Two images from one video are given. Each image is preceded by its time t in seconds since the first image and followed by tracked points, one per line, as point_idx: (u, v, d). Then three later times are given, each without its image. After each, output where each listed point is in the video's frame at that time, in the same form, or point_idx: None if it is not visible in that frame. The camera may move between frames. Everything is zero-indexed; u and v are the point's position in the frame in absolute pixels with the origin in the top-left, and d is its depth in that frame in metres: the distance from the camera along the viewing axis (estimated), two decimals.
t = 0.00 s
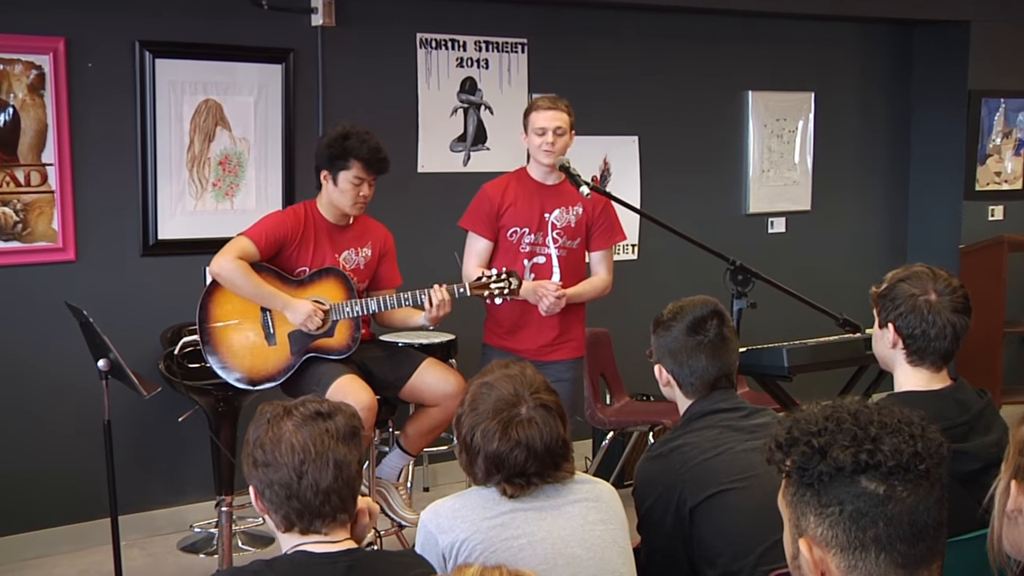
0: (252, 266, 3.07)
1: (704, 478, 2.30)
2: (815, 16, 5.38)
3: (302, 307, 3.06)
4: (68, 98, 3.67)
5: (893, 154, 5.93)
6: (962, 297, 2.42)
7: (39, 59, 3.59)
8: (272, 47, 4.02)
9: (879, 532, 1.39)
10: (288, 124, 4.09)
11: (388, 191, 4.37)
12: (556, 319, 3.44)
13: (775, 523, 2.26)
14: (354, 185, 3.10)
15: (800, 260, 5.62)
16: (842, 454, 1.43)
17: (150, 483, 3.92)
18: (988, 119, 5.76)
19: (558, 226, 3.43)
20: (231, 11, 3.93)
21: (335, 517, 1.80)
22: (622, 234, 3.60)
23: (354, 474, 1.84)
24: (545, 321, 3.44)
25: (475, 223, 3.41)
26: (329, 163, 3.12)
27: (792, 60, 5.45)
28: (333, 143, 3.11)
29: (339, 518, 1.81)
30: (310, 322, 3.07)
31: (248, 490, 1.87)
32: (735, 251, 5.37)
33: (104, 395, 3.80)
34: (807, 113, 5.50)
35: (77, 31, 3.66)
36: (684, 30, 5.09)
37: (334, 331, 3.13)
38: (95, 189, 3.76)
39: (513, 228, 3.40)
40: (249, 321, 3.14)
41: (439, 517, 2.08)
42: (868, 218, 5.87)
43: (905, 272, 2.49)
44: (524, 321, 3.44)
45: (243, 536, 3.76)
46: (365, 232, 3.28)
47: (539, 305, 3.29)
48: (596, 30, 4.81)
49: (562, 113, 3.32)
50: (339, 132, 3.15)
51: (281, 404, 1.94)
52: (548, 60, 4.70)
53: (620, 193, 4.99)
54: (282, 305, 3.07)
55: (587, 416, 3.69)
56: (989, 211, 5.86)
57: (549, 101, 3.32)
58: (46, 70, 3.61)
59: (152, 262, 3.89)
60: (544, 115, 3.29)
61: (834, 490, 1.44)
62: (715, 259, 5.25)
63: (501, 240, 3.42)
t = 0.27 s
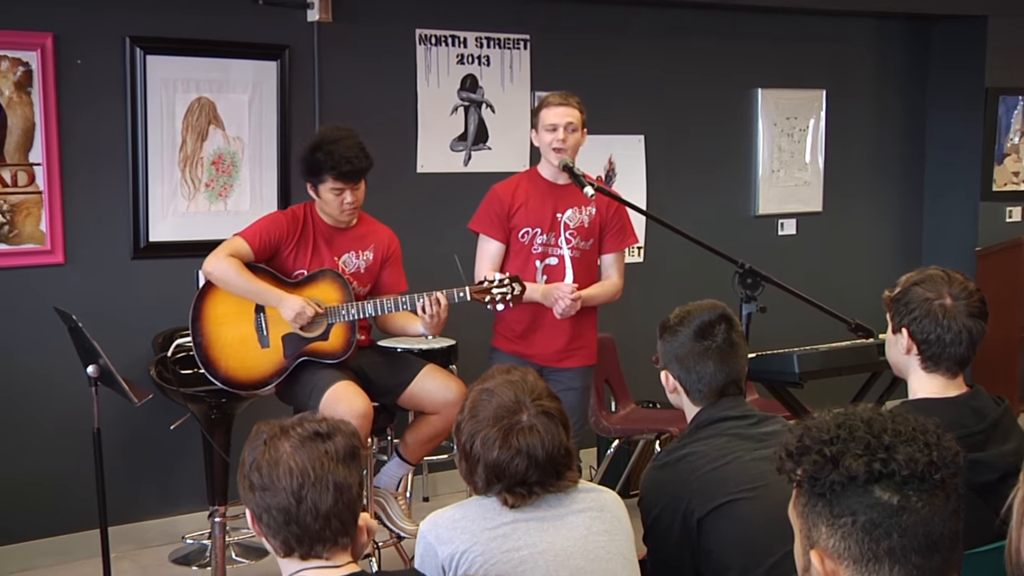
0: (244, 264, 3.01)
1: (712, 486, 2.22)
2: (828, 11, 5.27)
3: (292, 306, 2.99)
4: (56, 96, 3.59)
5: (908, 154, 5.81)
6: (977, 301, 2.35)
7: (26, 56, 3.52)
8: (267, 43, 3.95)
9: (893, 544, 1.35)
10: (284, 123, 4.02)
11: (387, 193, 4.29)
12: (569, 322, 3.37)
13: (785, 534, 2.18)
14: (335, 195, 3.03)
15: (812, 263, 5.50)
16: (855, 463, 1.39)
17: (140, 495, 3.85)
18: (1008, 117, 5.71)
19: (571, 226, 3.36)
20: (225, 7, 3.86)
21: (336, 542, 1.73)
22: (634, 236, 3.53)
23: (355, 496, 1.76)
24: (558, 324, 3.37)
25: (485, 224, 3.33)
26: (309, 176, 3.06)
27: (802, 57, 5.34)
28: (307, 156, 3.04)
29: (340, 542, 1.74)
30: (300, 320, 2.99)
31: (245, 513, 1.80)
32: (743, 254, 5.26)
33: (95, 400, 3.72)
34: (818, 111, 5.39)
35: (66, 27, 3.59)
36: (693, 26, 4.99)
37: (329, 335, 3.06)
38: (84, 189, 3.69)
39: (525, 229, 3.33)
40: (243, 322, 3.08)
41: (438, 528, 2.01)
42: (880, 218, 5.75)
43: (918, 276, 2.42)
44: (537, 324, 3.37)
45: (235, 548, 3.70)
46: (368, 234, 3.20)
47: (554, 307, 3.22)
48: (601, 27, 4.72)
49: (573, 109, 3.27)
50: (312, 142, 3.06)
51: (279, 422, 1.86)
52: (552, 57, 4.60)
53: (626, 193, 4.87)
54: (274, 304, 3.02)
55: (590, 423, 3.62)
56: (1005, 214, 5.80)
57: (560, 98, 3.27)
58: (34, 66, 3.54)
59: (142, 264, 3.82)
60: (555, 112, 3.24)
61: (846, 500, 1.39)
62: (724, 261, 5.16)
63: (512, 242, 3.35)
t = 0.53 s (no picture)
0: (237, 270, 2.95)
1: (721, 497, 2.15)
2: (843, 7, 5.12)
3: (288, 313, 2.92)
4: (45, 94, 3.53)
5: (932, 154, 5.64)
6: (995, 305, 2.27)
7: (14, 53, 3.45)
8: (263, 40, 3.87)
9: (910, 557, 1.28)
10: (280, 123, 3.94)
11: (387, 194, 4.20)
12: (575, 327, 3.30)
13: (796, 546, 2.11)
14: (334, 195, 2.97)
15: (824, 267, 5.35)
16: (869, 473, 1.32)
17: (132, 506, 3.79)
18: None
19: (577, 227, 3.28)
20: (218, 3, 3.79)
21: (342, 560, 1.67)
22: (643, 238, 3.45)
23: (365, 515, 1.70)
24: (564, 328, 3.30)
25: (488, 226, 3.27)
26: (309, 175, 3.00)
27: (819, 54, 5.21)
28: (308, 153, 2.99)
29: (347, 561, 1.68)
30: (297, 329, 2.94)
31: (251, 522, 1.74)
32: (756, 257, 5.13)
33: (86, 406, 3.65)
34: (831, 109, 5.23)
35: (55, 23, 3.53)
36: (704, 22, 4.87)
37: (324, 340, 2.99)
38: (73, 190, 3.62)
39: (529, 230, 3.26)
40: (236, 329, 3.02)
41: (439, 540, 1.93)
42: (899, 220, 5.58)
43: (934, 280, 2.34)
44: (541, 329, 3.30)
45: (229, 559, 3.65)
46: (365, 237, 3.13)
47: (562, 308, 3.13)
48: (609, 24, 4.62)
49: (580, 107, 3.22)
50: (313, 140, 3.01)
51: (293, 429, 1.78)
52: (558, 53, 4.51)
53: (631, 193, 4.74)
54: (268, 312, 2.95)
55: (595, 431, 3.54)
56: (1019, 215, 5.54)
57: (567, 96, 3.22)
58: (22, 64, 3.47)
59: (134, 268, 3.75)
60: (564, 109, 3.19)
61: (861, 511, 1.33)
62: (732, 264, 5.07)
63: (516, 244, 3.29)
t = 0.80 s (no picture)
0: (229, 276, 2.88)
1: (731, 508, 2.07)
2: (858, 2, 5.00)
3: (285, 320, 2.86)
4: (34, 93, 3.47)
5: (953, 154, 5.50)
6: (1017, 312, 2.19)
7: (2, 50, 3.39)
8: (260, 37, 3.81)
9: (927, 571, 1.25)
10: (276, 124, 3.87)
11: (387, 197, 4.13)
12: (575, 334, 3.23)
13: (808, 559, 2.03)
14: (351, 194, 2.92)
15: (839, 271, 5.23)
16: (884, 483, 1.29)
17: (123, 517, 3.73)
18: None
19: (575, 230, 3.22)
20: None
21: None
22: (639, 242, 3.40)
23: (376, 536, 1.64)
24: (564, 335, 3.23)
25: (483, 230, 3.19)
26: (325, 169, 2.92)
27: (836, 51, 5.09)
28: (330, 147, 2.92)
29: None
30: (294, 337, 2.88)
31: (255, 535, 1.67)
32: (768, 260, 5.02)
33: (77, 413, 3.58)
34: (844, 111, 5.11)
35: (44, 20, 3.47)
36: (714, 18, 4.77)
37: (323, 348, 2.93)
38: (63, 192, 3.56)
39: (527, 233, 3.19)
40: (231, 338, 2.96)
41: (440, 552, 1.87)
42: (917, 222, 5.44)
43: (954, 285, 2.27)
44: (541, 336, 3.23)
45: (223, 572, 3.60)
46: (357, 240, 3.09)
47: (565, 316, 3.06)
48: (616, 21, 4.53)
49: (578, 106, 3.17)
50: (337, 135, 2.94)
51: (304, 440, 1.70)
52: (562, 51, 4.43)
53: (641, 196, 4.67)
54: (263, 318, 2.88)
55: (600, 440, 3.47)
56: None
57: (565, 94, 3.17)
58: (10, 61, 3.41)
59: (125, 272, 3.68)
60: (562, 107, 3.13)
61: (875, 522, 1.30)
62: (743, 268, 4.97)
63: (513, 248, 3.21)
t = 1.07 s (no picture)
0: (227, 281, 2.81)
1: (743, 520, 2.00)
2: None
3: (286, 325, 2.79)
4: (23, 91, 3.41)
5: (965, 155, 5.43)
6: None
7: None
8: (255, 34, 3.74)
9: None
10: (273, 123, 3.80)
11: (387, 198, 4.06)
12: (568, 341, 3.16)
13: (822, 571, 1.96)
14: (354, 188, 2.88)
15: (853, 275, 5.14)
16: (901, 495, 1.20)
17: (114, 526, 3.65)
18: None
19: (563, 234, 3.15)
20: None
21: None
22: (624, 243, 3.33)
23: (389, 563, 1.62)
24: (556, 343, 3.16)
25: (468, 237, 3.10)
26: (328, 162, 2.88)
27: (846, 50, 5.02)
28: (334, 139, 2.88)
29: None
30: (293, 341, 2.80)
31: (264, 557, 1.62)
32: (780, 264, 4.94)
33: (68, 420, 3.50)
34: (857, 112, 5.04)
35: (34, 16, 3.41)
36: (721, 16, 4.70)
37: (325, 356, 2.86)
38: (55, 193, 3.49)
39: (515, 239, 3.10)
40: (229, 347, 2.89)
41: (442, 566, 1.79)
42: (929, 225, 5.35)
43: (972, 289, 2.20)
44: (532, 344, 3.15)
45: None
46: (354, 243, 3.03)
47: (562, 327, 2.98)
48: (622, 19, 4.47)
49: (562, 103, 3.10)
50: (341, 128, 2.91)
51: (316, 463, 1.65)
52: (567, 49, 4.36)
53: (648, 200, 4.60)
54: (263, 323, 2.81)
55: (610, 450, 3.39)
56: None
57: (547, 91, 3.10)
58: None
59: (117, 275, 3.61)
60: (545, 104, 3.06)
61: (892, 537, 1.21)
62: (755, 272, 4.89)
63: (500, 255, 3.12)
